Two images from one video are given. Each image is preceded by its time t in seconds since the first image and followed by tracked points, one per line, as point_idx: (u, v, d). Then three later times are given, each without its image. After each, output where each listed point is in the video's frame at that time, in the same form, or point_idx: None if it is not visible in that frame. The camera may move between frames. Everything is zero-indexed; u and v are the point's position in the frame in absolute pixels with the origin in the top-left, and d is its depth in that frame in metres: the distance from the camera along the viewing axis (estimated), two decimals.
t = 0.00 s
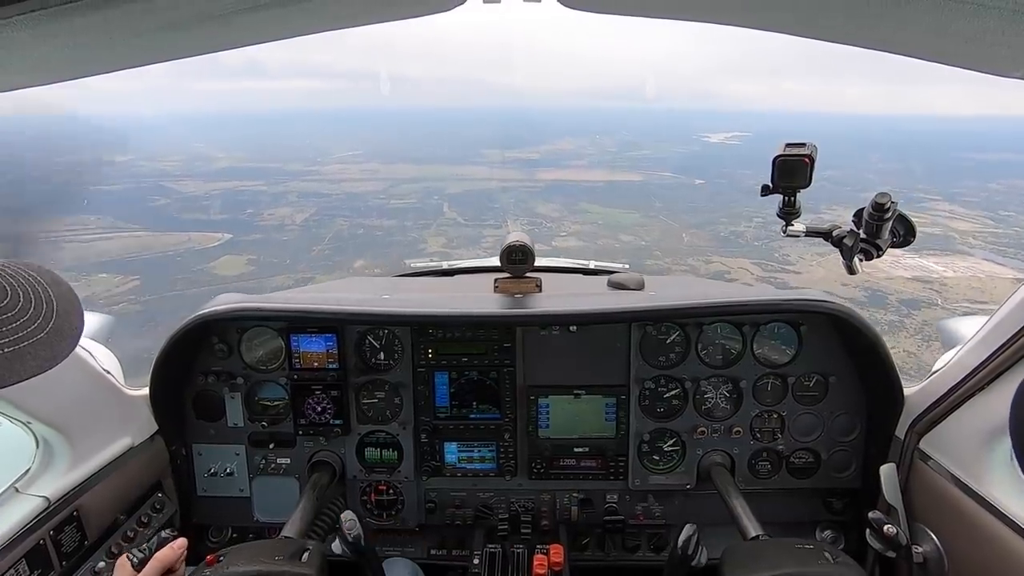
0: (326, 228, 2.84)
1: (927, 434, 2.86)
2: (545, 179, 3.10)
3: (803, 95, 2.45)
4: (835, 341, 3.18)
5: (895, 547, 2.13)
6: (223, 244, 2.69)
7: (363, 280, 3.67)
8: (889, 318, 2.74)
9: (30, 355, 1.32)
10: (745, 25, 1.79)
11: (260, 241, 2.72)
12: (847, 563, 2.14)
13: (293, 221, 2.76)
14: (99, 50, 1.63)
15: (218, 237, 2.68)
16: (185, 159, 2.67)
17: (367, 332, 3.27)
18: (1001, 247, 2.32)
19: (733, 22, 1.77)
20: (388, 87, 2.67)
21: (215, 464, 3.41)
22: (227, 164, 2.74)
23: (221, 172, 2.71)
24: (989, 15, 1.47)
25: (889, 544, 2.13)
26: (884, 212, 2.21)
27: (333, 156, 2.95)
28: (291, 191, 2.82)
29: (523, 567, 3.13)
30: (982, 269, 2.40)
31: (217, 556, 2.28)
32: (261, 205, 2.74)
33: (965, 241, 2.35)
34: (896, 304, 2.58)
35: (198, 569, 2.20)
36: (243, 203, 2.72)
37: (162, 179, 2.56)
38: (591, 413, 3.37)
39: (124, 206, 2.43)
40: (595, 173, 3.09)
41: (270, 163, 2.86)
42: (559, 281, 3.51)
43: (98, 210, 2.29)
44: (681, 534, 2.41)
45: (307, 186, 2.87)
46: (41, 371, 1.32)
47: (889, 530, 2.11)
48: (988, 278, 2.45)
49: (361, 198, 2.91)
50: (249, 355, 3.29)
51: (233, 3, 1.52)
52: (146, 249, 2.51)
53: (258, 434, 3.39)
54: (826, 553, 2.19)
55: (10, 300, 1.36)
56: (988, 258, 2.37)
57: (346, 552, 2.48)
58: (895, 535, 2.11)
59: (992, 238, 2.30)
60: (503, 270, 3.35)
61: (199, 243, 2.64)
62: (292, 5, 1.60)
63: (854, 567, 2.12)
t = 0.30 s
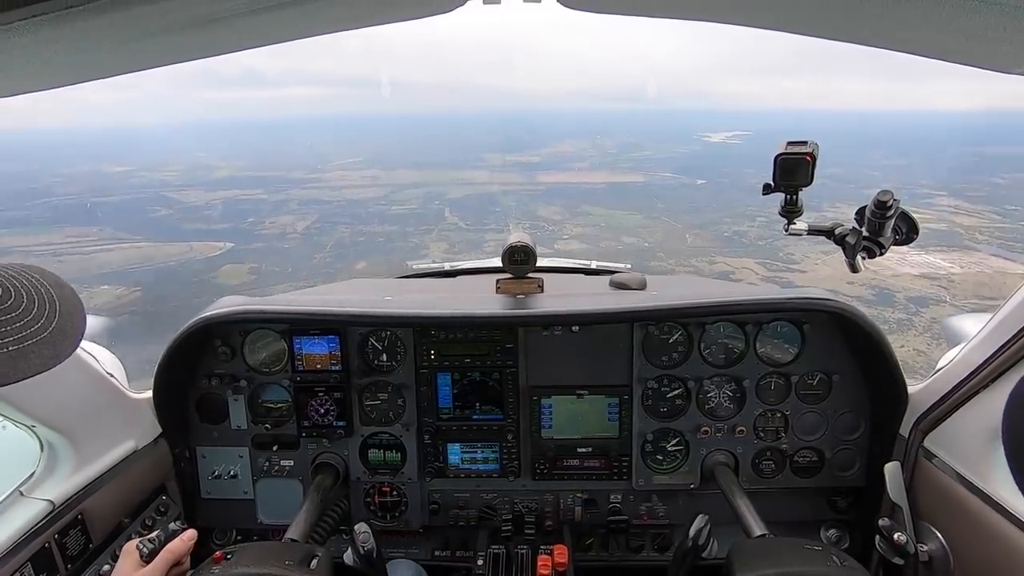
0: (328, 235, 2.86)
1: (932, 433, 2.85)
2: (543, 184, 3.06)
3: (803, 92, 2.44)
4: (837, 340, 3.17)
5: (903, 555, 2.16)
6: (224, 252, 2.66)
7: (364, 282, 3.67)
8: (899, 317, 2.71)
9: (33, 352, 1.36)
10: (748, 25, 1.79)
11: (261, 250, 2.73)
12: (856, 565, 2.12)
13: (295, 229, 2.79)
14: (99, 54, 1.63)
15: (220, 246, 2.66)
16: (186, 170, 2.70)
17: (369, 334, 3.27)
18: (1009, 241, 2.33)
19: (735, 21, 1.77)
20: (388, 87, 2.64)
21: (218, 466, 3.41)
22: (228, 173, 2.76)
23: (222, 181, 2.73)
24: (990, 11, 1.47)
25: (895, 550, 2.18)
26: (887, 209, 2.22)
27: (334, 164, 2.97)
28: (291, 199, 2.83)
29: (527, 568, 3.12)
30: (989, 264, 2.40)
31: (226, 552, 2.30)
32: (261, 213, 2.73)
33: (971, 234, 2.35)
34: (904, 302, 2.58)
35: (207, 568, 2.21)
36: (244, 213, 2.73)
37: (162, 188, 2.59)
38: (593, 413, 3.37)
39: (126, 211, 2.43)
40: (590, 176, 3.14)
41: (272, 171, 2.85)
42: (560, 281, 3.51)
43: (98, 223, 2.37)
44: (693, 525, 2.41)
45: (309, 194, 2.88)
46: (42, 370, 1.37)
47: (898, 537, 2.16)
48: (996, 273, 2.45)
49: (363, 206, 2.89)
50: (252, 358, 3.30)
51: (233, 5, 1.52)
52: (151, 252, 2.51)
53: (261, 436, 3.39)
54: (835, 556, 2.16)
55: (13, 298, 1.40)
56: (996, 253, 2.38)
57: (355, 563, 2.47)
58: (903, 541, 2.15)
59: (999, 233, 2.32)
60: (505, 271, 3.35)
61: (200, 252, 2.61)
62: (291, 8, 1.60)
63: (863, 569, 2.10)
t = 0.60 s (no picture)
0: (328, 243, 2.88)
1: (933, 432, 2.85)
2: (544, 186, 3.05)
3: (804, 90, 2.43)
4: (838, 339, 3.17)
5: (904, 551, 2.13)
6: (225, 260, 2.72)
7: (365, 283, 3.67)
8: (906, 317, 2.69)
9: (59, 355, 1.30)
10: (749, 24, 1.79)
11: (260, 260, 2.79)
12: (855, 563, 2.12)
13: (296, 237, 2.82)
14: (100, 56, 1.63)
15: (219, 254, 2.71)
16: (187, 179, 2.66)
17: (370, 334, 3.27)
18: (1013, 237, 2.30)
19: (735, 20, 1.77)
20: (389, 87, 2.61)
21: (220, 467, 3.41)
22: (229, 180, 2.75)
23: (223, 190, 2.70)
24: (992, 9, 1.47)
25: (897, 547, 2.14)
26: (888, 208, 2.23)
27: (334, 169, 2.95)
28: (291, 206, 2.79)
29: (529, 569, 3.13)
30: (995, 260, 2.38)
31: (226, 557, 2.30)
32: (261, 221, 2.74)
33: (976, 230, 2.34)
34: (910, 300, 2.56)
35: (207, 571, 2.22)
36: (244, 220, 2.71)
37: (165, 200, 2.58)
38: (595, 413, 3.37)
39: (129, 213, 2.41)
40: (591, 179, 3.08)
41: (271, 179, 2.85)
42: (562, 281, 3.51)
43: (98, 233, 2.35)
44: (692, 528, 2.42)
45: (309, 201, 2.86)
46: (67, 373, 1.30)
47: (899, 533, 2.11)
48: (1001, 269, 2.41)
49: (364, 211, 2.90)
50: (254, 359, 3.30)
51: (232, 8, 1.51)
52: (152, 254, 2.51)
53: (263, 436, 3.39)
54: (834, 554, 2.16)
55: (41, 301, 1.35)
56: (1002, 249, 2.35)
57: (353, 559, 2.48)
58: (904, 538, 2.12)
59: (1004, 228, 2.30)
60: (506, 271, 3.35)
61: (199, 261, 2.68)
62: (290, 9, 1.60)
63: (863, 567, 2.10)
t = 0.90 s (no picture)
0: (328, 247, 2.87)
1: (934, 432, 2.85)
2: (544, 189, 3.05)
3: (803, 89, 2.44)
4: (838, 339, 3.17)
5: (902, 543, 2.13)
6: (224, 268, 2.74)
7: (364, 283, 3.67)
8: (912, 316, 2.66)
9: (59, 370, 1.29)
10: (750, 24, 1.79)
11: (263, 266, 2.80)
12: (854, 560, 2.13)
13: (295, 243, 2.83)
14: (100, 57, 1.63)
15: (219, 262, 2.72)
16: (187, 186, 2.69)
17: (370, 334, 3.27)
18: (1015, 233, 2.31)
19: (736, 20, 1.77)
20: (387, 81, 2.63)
21: (220, 467, 3.41)
22: (230, 188, 2.77)
23: (223, 197, 2.73)
24: (991, 9, 1.47)
25: (895, 540, 2.14)
26: (888, 208, 2.23)
27: (333, 175, 2.97)
28: (291, 213, 2.85)
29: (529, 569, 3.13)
30: (999, 258, 2.40)
31: (224, 561, 2.30)
32: (262, 229, 2.75)
33: (979, 227, 2.34)
34: (915, 300, 2.57)
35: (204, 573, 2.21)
36: (244, 228, 2.71)
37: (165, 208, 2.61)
38: (595, 414, 3.37)
39: (125, 225, 2.44)
40: (591, 181, 3.07)
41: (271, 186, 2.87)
42: (562, 281, 3.51)
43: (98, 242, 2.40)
44: (687, 534, 2.41)
45: (309, 207, 2.88)
46: (68, 387, 1.29)
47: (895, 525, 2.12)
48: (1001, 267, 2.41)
49: (365, 216, 2.91)
50: (254, 359, 3.30)
51: (231, 8, 1.51)
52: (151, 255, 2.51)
53: (263, 437, 3.39)
54: (834, 552, 2.18)
55: (45, 314, 1.36)
56: (1005, 246, 2.37)
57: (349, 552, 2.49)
58: (901, 530, 2.12)
59: (1007, 224, 2.31)
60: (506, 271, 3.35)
61: (200, 269, 2.69)
62: (289, 9, 1.60)
63: (862, 564, 2.12)
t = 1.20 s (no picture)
0: (328, 253, 2.88)
1: (933, 432, 2.85)
2: (544, 191, 3.05)
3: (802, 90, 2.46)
4: (837, 339, 3.17)
5: (899, 541, 2.16)
6: (225, 274, 2.71)
7: (364, 284, 3.67)
8: (916, 315, 2.67)
9: (52, 369, 1.28)
10: (748, 25, 1.80)
11: (263, 271, 2.79)
12: (853, 560, 2.13)
13: (294, 249, 2.82)
14: (98, 58, 1.63)
15: (219, 268, 2.71)
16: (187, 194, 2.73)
17: (369, 335, 3.27)
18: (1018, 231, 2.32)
19: (734, 20, 1.77)
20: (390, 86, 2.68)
21: (219, 469, 3.41)
22: (230, 195, 2.79)
23: (222, 203, 2.75)
24: (990, 9, 1.47)
25: (893, 538, 2.17)
26: (887, 209, 2.21)
27: (331, 181, 2.98)
28: (291, 219, 2.84)
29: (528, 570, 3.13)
30: (1003, 255, 2.38)
31: (222, 563, 2.28)
32: (261, 235, 2.77)
33: (982, 224, 2.35)
34: (921, 300, 2.57)
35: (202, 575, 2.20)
36: (244, 234, 2.74)
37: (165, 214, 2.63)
38: (594, 414, 3.37)
39: (125, 233, 2.49)
40: (592, 181, 3.06)
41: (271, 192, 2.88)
42: (561, 282, 3.51)
43: (97, 250, 2.39)
44: (685, 536, 2.40)
45: (308, 212, 2.88)
46: (63, 386, 1.29)
47: (892, 522, 2.14)
48: (999, 266, 2.42)
49: (366, 221, 2.90)
50: (253, 360, 3.30)
51: (228, 9, 1.51)
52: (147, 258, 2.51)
53: (262, 438, 3.39)
54: (832, 551, 2.18)
55: (37, 314, 1.35)
56: (1010, 244, 2.36)
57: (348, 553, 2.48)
58: (898, 527, 2.15)
59: (1009, 222, 2.32)
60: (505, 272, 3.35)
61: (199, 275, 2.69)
62: (286, 11, 1.60)
63: (861, 564, 2.12)
